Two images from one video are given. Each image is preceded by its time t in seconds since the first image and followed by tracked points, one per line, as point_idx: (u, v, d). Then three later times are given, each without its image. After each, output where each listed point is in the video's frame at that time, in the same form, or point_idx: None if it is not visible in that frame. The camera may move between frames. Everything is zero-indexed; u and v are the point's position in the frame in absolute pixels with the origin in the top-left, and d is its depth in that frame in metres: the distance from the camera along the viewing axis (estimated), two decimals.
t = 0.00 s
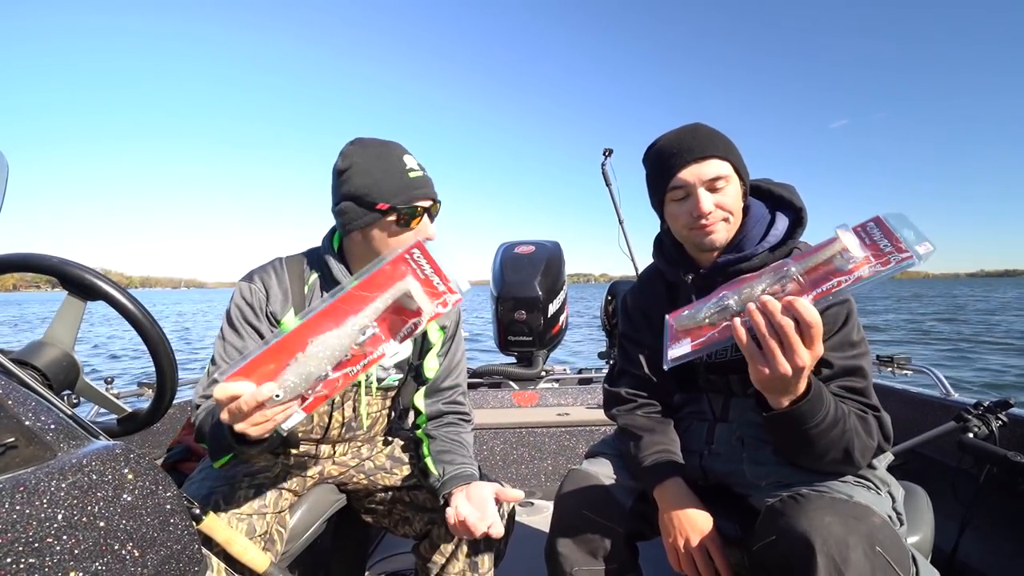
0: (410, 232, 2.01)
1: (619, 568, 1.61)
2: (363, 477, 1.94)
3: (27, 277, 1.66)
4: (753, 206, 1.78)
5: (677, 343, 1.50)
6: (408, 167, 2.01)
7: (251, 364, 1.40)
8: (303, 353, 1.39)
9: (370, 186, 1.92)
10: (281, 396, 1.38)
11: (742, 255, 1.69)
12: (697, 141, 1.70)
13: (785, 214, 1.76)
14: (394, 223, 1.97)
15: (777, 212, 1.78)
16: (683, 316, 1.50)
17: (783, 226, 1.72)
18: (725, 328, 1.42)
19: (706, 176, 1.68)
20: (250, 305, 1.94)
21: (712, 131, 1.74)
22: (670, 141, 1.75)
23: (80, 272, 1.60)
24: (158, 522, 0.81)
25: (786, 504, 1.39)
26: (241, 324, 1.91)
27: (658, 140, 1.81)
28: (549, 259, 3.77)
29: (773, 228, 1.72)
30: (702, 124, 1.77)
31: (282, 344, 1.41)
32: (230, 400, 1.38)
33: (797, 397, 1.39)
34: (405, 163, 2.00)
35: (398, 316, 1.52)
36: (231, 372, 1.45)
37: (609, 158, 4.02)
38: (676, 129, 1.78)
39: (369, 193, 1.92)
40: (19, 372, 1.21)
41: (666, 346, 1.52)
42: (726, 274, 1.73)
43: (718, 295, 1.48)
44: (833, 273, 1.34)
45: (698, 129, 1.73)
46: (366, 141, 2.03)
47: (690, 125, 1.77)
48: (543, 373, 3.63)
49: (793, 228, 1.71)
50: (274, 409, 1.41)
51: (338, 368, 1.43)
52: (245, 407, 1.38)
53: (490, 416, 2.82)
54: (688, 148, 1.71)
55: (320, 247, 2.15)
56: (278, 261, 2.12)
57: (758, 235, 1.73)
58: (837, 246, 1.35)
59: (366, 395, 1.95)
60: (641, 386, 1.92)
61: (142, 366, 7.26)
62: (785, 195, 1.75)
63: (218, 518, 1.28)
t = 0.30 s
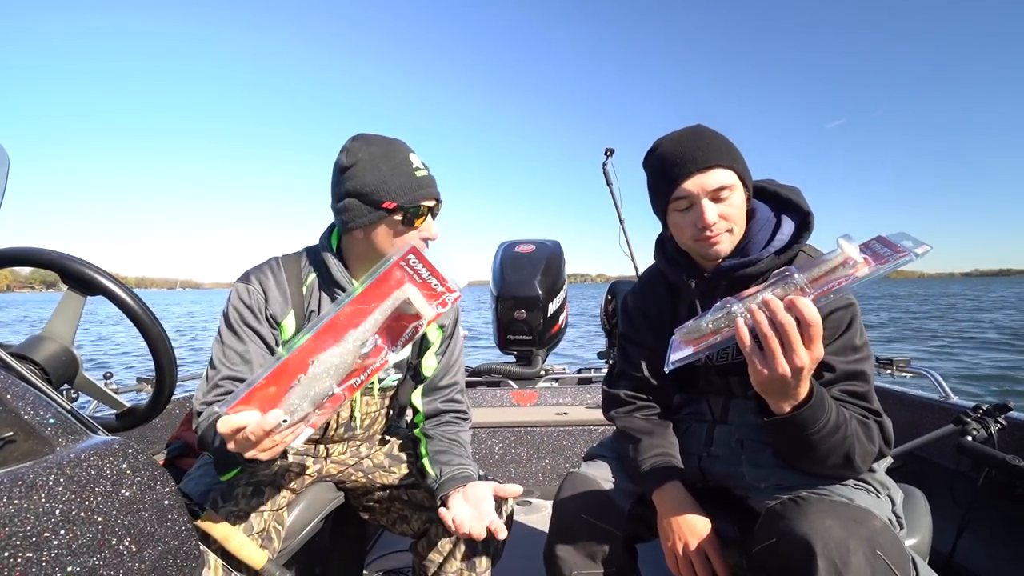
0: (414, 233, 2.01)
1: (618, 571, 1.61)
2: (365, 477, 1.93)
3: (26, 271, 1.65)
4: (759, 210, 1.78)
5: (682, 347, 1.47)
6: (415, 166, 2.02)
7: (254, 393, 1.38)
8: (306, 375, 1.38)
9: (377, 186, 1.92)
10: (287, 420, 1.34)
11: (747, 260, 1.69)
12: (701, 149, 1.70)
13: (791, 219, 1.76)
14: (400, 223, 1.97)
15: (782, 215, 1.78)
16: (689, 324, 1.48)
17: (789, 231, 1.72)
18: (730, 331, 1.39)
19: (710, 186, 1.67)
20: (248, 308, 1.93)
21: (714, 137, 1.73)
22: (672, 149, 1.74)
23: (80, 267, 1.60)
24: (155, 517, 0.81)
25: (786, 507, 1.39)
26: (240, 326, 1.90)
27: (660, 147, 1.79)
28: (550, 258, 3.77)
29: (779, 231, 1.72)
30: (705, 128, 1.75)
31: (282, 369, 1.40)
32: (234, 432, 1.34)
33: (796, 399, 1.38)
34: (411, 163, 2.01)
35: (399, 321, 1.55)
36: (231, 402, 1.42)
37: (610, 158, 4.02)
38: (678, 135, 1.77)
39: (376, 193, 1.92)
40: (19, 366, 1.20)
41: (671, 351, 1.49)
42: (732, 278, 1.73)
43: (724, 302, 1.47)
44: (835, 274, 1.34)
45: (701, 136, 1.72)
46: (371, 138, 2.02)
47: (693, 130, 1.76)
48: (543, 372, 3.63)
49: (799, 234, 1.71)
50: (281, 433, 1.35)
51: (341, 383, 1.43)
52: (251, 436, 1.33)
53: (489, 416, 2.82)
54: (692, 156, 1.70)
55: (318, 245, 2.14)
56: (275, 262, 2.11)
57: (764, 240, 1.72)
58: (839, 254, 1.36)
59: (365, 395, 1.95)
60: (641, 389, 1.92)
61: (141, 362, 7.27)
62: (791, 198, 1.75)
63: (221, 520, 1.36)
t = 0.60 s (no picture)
0: (414, 232, 2.01)
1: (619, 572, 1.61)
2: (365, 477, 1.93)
3: (26, 271, 1.65)
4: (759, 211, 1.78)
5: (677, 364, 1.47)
6: (415, 166, 2.02)
7: (257, 387, 1.37)
8: (310, 371, 1.37)
9: (376, 185, 1.92)
10: (289, 415, 1.34)
11: (747, 262, 1.69)
12: (700, 152, 1.69)
13: (791, 220, 1.76)
14: (399, 222, 1.96)
15: (783, 216, 1.78)
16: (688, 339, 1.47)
17: (789, 232, 1.71)
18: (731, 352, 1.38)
19: (705, 190, 1.67)
20: (249, 308, 1.93)
21: (713, 139, 1.72)
22: (671, 151, 1.74)
23: (80, 267, 1.60)
24: (155, 517, 0.81)
25: (785, 509, 1.39)
26: (241, 326, 1.90)
27: (659, 149, 1.79)
28: (550, 259, 3.77)
29: (779, 234, 1.71)
30: (704, 130, 1.75)
31: (286, 364, 1.39)
32: (236, 425, 1.34)
33: (796, 414, 1.38)
34: (411, 163, 2.01)
35: (401, 320, 1.56)
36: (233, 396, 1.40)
37: (610, 158, 4.02)
38: (676, 137, 1.76)
39: (376, 192, 1.92)
40: (19, 366, 1.20)
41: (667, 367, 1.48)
42: (733, 280, 1.74)
43: (724, 320, 1.46)
44: (847, 299, 1.34)
45: (700, 139, 1.72)
46: (371, 138, 2.02)
47: (691, 131, 1.76)
48: (543, 373, 3.62)
49: (799, 235, 1.70)
50: (282, 428, 1.35)
51: (344, 381, 1.44)
52: (253, 430, 1.33)
53: (489, 416, 2.82)
54: (689, 159, 1.69)
55: (319, 245, 2.14)
56: (276, 261, 2.11)
57: (764, 242, 1.72)
58: (848, 279, 1.36)
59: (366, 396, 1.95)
60: (640, 390, 1.92)
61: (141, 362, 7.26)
62: (792, 199, 1.75)
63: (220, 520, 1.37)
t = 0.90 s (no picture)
0: (414, 232, 1.99)
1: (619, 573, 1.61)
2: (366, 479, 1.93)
3: (26, 275, 1.65)
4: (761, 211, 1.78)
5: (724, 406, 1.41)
6: (416, 167, 2.02)
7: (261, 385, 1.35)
8: (315, 375, 1.36)
9: (377, 187, 1.92)
10: (290, 419, 1.30)
11: (749, 262, 1.69)
12: (704, 155, 1.68)
13: (794, 220, 1.76)
14: (400, 223, 1.96)
15: (786, 216, 1.78)
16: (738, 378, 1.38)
17: (792, 232, 1.71)
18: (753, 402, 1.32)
19: (710, 196, 1.66)
20: (251, 309, 1.93)
21: (716, 142, 1.72)
22: (675, 154, 1.73)
23: (80, 270, 1.60)
24: (157, 521, 0.81)
25: (787, 509, 1.38)
26: (242, 328, 1.90)
27: (663, 152, 1.78)
28: (550, 260, 3.77)
29: (782, 234, 1.71)
30: (708, 133, 1.74)
31: (294, 366, 1.38)
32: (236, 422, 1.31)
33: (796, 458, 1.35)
34: (411, 164, 2.01)
35: (409, 335, 1.58)
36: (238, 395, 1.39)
37: (610, 159, 4.01)
38: (680, 139, 1.75)
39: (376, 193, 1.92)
40: (19, 370, 1.20)
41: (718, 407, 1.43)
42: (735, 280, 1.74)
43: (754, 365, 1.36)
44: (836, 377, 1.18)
45: (704, 142, 1.71)
46: (372, 140, 2.03)
47: (695, 134, 1.75)
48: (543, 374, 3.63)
49: (802, 235, 1.70)
50: (282, 432, 1.33)
51: (347, 390, 1.44)
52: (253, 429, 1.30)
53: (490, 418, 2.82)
54: (693, 162, 1.69)
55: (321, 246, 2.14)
56: (277, 263, 2.11)
57: (767, 242, 1.72)
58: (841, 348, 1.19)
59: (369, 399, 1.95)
60: (640, 390, 1.92)
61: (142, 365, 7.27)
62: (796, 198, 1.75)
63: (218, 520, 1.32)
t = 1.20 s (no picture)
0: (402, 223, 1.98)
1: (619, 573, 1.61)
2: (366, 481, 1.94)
3: (26, 279, 1.66)
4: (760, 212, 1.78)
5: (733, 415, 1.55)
6: (405, 160, 2.02)
7: (239, 304, 1.20)
8: (294, 298, 1.24)
9: (365, 181, 1.92)
10: (264, 340, 1.21)
11: (749, 265, 1.69)
12: (704, 158, 1.68)
13: (792, 220, 1.76)
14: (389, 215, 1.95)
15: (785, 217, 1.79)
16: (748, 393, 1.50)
17: (791, 232, 1.72)
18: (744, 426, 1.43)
19: (712, 198, 1.65)
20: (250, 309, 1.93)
21: (715, 143, 1.71)
22: (675, 156, 1.71)
23: (80, 273, 1.61)
24: (159, 523, 0.82)
25: (789, 509, 1.38)
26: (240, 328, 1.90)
27: (662, 154, 1.76)
28: (550, 260, 3.77)
29: (782, 234, 1.72)
30: (706, 133, 1.74)
31: (269, 288, 1.24)
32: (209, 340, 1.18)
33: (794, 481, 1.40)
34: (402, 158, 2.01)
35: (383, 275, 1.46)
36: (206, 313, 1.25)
37: (609, 159, 4.01)
38: (680, 141, 1.74)
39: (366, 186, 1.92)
40: (19, 373, 1.21)
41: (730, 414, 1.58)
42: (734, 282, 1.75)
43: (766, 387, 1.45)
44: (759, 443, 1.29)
45: (704, 144, 1.70)
46: (365, 139, 2.04)
47: (694, 135, 1.74)
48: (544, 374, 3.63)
49: (801, 235, 1.70)
50: (254, 355, 1.23)
51: (322, 326, 1.30)
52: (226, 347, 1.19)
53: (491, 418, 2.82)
54: (694, 165, 1.67)
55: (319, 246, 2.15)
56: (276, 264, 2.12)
57: (766, 245, 1.72)
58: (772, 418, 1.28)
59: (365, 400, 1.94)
60: (640, 391, 1.92)
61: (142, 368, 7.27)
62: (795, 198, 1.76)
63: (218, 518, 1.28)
